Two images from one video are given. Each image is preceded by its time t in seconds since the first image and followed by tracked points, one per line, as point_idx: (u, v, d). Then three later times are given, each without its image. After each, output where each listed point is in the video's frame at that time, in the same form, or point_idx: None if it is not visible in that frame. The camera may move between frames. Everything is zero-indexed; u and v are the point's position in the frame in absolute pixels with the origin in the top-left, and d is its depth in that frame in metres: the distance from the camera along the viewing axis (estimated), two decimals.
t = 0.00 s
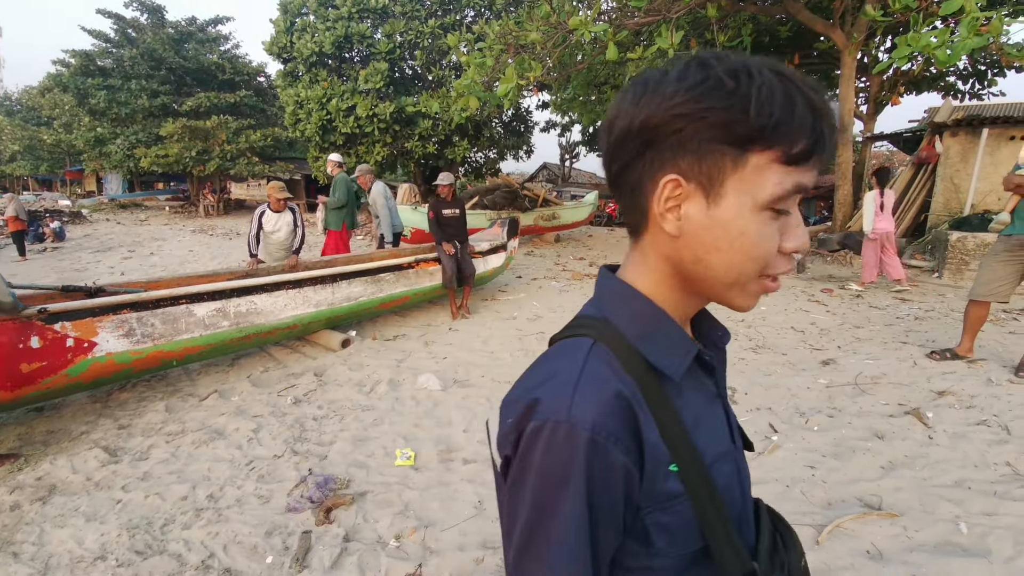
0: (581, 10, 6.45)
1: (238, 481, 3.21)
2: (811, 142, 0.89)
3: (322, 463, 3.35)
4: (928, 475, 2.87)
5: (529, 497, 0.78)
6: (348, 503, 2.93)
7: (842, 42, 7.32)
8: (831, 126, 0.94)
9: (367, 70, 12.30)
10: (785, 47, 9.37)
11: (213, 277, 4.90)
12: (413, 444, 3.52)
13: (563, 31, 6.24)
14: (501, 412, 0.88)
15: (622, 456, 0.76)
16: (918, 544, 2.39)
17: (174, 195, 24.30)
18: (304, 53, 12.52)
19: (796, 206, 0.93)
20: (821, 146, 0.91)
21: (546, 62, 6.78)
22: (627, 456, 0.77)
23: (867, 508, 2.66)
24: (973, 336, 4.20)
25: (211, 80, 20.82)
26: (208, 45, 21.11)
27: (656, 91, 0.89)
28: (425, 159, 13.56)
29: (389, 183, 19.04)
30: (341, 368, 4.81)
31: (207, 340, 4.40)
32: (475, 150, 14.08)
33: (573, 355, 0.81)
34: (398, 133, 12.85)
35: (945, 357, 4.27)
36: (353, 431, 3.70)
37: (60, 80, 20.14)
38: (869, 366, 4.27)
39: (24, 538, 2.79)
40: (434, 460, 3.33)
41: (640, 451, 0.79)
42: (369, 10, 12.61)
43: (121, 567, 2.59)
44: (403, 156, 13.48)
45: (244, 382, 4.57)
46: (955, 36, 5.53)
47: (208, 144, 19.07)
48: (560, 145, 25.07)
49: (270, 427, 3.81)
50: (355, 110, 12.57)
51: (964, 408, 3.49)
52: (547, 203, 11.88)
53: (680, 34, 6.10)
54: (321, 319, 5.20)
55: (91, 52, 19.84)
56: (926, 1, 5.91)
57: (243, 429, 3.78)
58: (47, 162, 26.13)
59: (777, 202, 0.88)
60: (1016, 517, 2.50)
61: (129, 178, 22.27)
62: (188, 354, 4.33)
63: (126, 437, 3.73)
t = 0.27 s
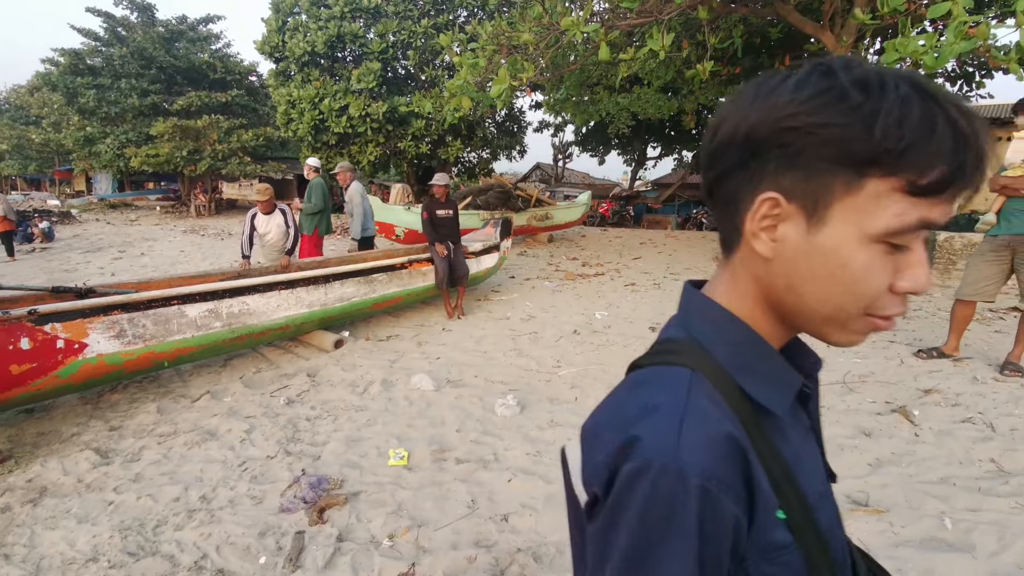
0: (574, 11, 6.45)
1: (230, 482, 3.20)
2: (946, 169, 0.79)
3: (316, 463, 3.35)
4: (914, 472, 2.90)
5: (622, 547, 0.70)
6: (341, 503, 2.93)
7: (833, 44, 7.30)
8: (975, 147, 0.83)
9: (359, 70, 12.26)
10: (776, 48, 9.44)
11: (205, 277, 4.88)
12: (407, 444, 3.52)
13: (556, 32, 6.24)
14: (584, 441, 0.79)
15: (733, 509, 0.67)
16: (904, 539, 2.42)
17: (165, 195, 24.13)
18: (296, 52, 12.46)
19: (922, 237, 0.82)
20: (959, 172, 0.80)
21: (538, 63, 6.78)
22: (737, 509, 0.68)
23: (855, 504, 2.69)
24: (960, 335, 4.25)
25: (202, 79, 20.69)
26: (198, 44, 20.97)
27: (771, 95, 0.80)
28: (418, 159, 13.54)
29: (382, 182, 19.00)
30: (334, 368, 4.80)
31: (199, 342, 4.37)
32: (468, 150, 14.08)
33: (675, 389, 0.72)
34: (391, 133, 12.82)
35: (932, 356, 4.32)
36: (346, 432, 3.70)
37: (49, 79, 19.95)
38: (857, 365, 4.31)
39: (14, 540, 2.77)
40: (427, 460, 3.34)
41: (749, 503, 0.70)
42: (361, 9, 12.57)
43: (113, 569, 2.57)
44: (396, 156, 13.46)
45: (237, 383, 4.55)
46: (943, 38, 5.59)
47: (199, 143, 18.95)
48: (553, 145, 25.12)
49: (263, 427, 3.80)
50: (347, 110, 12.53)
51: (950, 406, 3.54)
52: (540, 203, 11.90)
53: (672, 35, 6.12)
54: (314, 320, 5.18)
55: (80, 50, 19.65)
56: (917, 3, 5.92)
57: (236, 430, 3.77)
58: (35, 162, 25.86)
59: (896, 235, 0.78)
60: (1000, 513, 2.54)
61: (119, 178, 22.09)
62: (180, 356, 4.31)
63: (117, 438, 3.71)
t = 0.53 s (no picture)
0: (569, 12, 6.47)
1: (226, 481, 3.20)
2: None
3: (312, 462, 3.35)
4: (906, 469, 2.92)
5: None
6: (337, 502, 2.94)
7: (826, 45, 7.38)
8: None
9: (355, 69, 12.24)
10: (770, 50, 9.49)
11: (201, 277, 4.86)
12: (403, 443, 3.52)
13: (551, 32, 6.26)
14: (746, 539, 0.72)
15: None
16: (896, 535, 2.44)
17: (159, 195, 24.02)
18: (291, 52, 12.42)
19: None
20: None
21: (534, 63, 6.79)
22: None
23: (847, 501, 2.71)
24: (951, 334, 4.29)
25: (197, 78, 20.61)
26: (193, 43, 20.88)
27: (953, 123, 0.71)
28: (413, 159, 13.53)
29: (377, 182, 18.98)
30: (330, 368, 4.79)
31: (195, 341, 4.36)
32: (463, 150, 14.08)
33: (860, 488, 0.59)
34: (386, 132, 12.81)
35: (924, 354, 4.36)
36: (343, 431, 3.70)
37: (42, 78, 19.82)
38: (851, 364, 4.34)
39: (10, 540, 2.76)
40: (423, 459, 3.34)
41: None
42: (357, 9, 12.55)
43: (109, 568, 2.57)
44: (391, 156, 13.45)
45: (233, 383, 4.54)
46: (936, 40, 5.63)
47: (194, 142, 18.88)
48: (549, 145, 25.15)
49: (259, 427, 3.79)
50: (343, 109, 12.51)
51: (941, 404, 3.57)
52: (536, 203, 11.92)
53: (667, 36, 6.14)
54: (310, 320, 5.18)
55: (74, 49, 19.54)
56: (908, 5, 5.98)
57: (232, 430, 3.76)
58: (28, 161, 25.71)
59: None
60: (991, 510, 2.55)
61: (113, 177, 21.98)
62: (175, 356, 4.30)
63: (112, 438, 3.70)
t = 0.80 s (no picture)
0: (569, 12, 6.47)
1: (229, 478, 3.21)
2: None
3: (314, 460, 3.36)
4: (904, 466, 2.93)
5: None
6: (340, 499, 2.95)
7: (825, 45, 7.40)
8: None
9: (355, 69, 12.24)
10: (770, 50, 9.51)
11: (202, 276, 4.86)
12: (404, 441, 3.53)
13: (552, 32, 6.26)
14: None
15: None
16: (893, 531, 2.44)
17: (159, 194, 24.02)
18: (291, 52, 12.43)
19: None
20: None
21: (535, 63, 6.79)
22: None
23: (845, 498, 2.72)
24: (949, 333, 4.30)
25: (196, 78, 20.61)
26: (193, 43, 20.87)
27: None
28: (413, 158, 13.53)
29: (377, 182, 19.00)
30: (331, 367, 4.81)
31: (196, 340, 4.38)
32: (463, 150, 14.09)
33: None
34: (387, 132, 12.81)
35: (923, 353, 4.37)
36: (344, 429, 3.70)
37: (42, 78, 19.82)
38: (849, 363, 4.36)
39: (14, 537, 2.77)
40: (424, 457, 3.35)
41: None
42: (357, 9, 12.54)
43: (113, 564, 2.58)
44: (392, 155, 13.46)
45: (234, 381, 4.55)
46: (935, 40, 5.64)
47: (194, 142, 18.89)
48: (549, 145, 25.16)
49: (261, 425, 3.80)
50: (343, 109, 12.51)
51: (939, 402, 3.58)
52: (536, 203, 11.93)
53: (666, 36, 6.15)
54: (311, 318, 5.19)
55: (73, 48, 19.54)
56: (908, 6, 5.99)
57: (234, 428, 3.77)
58: (28, 160, 25.70)
59: None
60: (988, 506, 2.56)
61: (113, 177, 21.98)
62: (177, 354, 4.31)
63: (115, 436, 3.71)
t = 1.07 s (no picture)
0: (569, 12, 6.48)
1: (230, 476, 3.22)
2: None
3: (314, 458, 3.37)
4: (900, 464, 2.95)
5: None
6: (340, 496, 2.96)
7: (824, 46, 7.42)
8: None
9: (355, 69, 12.25)
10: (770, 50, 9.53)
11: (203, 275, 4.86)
12: (404, 439, 3.55)
13: (551, 32, 6.27)
14: None
15: None
16: (888, 528, 2.46)
17: (160, 194, 24.03)
18: (291, 52, 12.43)
19: None
20: None
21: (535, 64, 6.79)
22: None
23: (841, 495, 2.73)
24: (946, 332, 4.31)
25: (197, 78, 20.64)
26: (193, 43, 20.89)
27: None
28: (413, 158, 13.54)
29: (377, 182, 19.01)
30: (331, 366, 4.82)
31: (197, 339, 4.39)
32: (464, 150, 14.10)
33: None
34: (387, 132, 12.82)
35: (920, 352, 4.38)
36: (344, 427, 3.72)
37: (42, 78, 19.83)
38: (846, 362, 4.37)
39: (18, 533, 2.78)
40: (424, 455, 3.36)
41: None
42: (357, 9, 12.54)
43: (115, 561, 2.59)
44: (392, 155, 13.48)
45: (235, 380, 4.56)
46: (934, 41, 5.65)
47: (194, 142, 18.90)
48: (549, 145, 25.17)
49: (261, 423, 3.82)
50: (343, 109, 12.52)
51: (935, 401, 3.59)
52: (535, 203, 11.94)
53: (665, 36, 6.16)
54: (311, 318, 5.20)
55: (74, 48, 19.56)
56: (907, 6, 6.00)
57: (234, 426, 3.78)
58: (29, 161, 25.81)
59: None
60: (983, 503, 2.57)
61: (113, 177, 22.00)
62: (178, 353, 4.33)
63: (117, 435, 3.72)
